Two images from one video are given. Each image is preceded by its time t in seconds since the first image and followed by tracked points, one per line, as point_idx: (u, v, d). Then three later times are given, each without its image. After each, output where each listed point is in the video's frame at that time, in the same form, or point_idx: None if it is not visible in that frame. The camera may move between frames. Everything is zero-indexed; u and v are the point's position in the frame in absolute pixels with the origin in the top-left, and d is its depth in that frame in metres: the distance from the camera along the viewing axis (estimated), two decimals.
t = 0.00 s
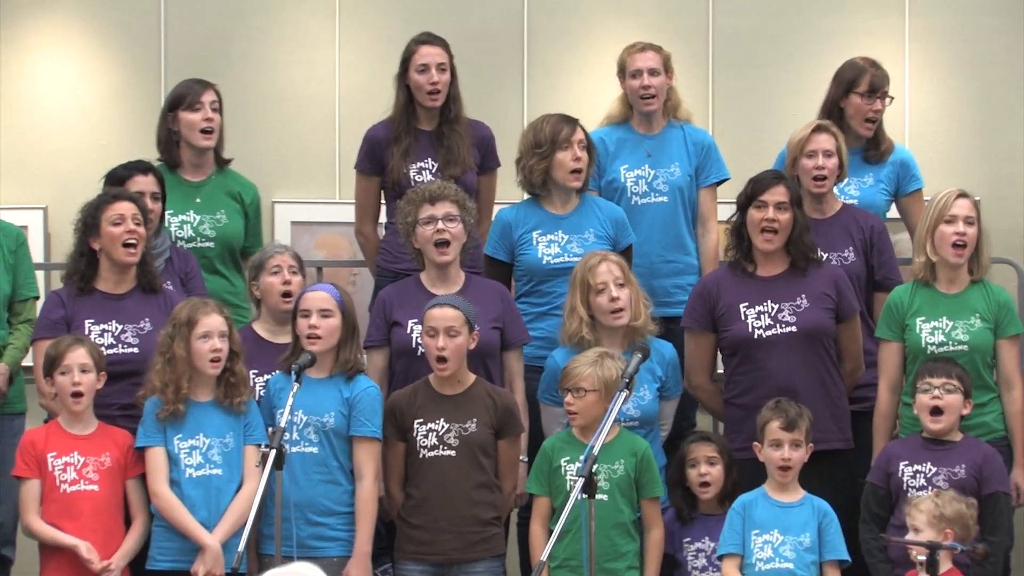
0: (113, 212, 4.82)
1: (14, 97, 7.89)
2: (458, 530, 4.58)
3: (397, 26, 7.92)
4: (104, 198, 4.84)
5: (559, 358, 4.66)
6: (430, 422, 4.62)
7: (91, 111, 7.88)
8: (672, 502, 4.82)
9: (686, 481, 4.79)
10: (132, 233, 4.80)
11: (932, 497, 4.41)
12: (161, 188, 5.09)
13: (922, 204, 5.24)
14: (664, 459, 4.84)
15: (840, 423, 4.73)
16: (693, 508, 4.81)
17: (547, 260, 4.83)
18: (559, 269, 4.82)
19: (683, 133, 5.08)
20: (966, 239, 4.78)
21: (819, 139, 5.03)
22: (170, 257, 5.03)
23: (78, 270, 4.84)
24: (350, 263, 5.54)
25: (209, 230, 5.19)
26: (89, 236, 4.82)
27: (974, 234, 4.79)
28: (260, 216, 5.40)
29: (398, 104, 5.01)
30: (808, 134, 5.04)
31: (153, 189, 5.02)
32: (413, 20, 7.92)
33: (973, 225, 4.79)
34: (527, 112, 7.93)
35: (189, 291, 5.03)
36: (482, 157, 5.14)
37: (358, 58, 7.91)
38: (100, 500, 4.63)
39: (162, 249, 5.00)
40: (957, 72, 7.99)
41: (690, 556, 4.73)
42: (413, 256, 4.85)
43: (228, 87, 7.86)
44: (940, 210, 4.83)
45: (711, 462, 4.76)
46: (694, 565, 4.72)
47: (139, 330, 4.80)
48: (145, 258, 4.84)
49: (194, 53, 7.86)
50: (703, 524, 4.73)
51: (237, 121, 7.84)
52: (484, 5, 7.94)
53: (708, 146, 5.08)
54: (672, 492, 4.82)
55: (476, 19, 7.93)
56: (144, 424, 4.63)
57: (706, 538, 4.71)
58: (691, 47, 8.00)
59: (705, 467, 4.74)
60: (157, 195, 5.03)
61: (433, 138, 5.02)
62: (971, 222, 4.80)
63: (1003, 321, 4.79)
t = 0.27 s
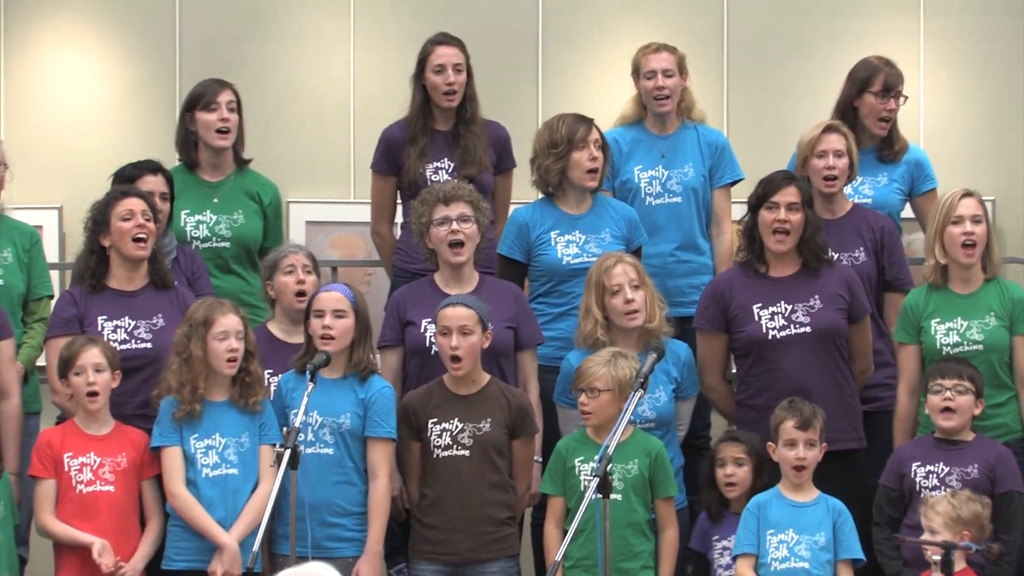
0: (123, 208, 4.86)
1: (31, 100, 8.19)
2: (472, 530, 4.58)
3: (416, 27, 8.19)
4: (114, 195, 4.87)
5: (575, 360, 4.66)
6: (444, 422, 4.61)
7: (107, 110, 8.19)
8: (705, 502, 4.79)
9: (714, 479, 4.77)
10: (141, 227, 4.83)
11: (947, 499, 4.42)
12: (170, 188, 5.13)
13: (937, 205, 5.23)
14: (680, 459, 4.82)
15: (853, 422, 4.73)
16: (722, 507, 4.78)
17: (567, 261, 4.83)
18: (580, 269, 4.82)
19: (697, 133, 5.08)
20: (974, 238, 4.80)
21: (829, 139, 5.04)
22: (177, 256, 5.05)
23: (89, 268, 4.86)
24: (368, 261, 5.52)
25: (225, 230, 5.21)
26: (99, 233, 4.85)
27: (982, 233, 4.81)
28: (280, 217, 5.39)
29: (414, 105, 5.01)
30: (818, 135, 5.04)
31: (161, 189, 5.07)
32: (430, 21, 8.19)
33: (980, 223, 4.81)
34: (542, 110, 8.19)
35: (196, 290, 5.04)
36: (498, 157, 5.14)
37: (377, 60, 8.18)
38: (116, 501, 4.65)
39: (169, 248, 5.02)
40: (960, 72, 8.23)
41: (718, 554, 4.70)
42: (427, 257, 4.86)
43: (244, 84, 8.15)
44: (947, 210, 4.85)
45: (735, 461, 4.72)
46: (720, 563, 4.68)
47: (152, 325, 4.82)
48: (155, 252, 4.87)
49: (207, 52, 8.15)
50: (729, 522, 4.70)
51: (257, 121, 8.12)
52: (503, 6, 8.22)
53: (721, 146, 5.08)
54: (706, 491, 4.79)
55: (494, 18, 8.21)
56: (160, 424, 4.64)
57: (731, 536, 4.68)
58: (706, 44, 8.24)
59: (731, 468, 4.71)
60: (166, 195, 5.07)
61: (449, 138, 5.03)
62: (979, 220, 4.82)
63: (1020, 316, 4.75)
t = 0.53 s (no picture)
0: (137, 206, 4.89)
1: (51, 93, 8.91)
2: (489, 529, 4.56)
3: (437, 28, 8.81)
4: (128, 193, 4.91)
5: (592, 358, 4.67)
6: (461, 421, 4.59)
7: (121, 109, 8.87)
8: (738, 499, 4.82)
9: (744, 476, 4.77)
10: (155, 224, 4.86)
11: (963, 501, 4.42)
12: (178, 186, 5.17)
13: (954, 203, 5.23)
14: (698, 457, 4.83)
15: (866, 421, 4.73)
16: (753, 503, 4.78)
17: (585, 259, 4.83)
18: (599, 267, 4.83)
19: (714, 132, 5.07)
20: (994, 239, 4.77)
21: (845, 138, 5.00)
22: (183, 256, 5.05)
23: (103, 267, 4.88)
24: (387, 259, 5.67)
25: (242, 229, 5.21)
26: (113, 231, 4.88)
27: (1002, 234, 4.78)
28: (299, 216, 5.39)
29: (434, 105, 5.08)
30: (834, 134, 5.01)
31: (172, 187, 5.12)
32: (453, 20, 8.82)
33: (1001, 224, 4.78)
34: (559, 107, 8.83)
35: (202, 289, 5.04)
36: (518, 157, 5.19)
37: (399, 59, 8.83)
38: (133, 501, 4.65)
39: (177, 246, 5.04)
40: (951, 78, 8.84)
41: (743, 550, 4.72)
42: (446, 256, 4.86)
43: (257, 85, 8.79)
44: (967, 209, 4.82)
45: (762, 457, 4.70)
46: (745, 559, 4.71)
47: (166, 323, 4.83)
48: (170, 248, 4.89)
49: (227, 52, 8.80)
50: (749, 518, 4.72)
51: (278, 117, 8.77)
52: (522, 8, 8.86)
53: (738, 145, 5.08)
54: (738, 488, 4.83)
55: (513, 22, 8.85)
56: (177, 424, 4.65)
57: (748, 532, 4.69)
58: (720, 43, 8.86)
59: (759, 464, 4.70)
60: (175, 191, 5.11)
61: (469, 137, 5.10)
62: (999, 221, 4.79)
63: None
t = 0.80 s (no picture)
0: (151, 209, 4.88)
1: (63, 96, 8.90)
2: (504, 530, 4.55)
3: (452, 30, 8.88)
4: (143, 195, 4.91)
5: (607, 358, 4.67)
6: (475, 422, 4.59)
7: (135, 108, 8.90)
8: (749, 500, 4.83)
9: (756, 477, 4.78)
10: (167, 230, 4.84)
11: (976, 508, 4.41)
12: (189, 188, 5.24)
13: (967, 204, 5.25)
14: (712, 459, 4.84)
15: (876, 428, 4.72)
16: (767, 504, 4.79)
17: (595, 260, 4.83)
18: (607, 269, 4.82)
19: (729, 134, 5.07)
20: (1014, 245, 4.77)
21: (858, 140, 5.00)
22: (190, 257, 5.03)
23: (116, 268, 4.88)
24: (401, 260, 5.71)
25: (254, 230, 5.20)
26: (126, 232, 4.88)
27: (1022, 241, 4.78)
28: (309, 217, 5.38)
29: (451, 106, 5.16)
30: (846, 136, 5.01)
31: (181, 188, 5.21)
32: (470, 22, 8.88)
33: (1021, 230, 4.78)
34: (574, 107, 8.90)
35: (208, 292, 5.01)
36: (536, 159, 5.25)
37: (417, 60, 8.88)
38: (145, 501, 4.65)
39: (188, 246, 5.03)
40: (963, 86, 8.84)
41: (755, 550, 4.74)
42: (459, 257, 4.86)
43: (273, 86, 8.82)
44: (989, 212, 4.82)
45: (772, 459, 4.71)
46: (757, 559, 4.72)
47: (178, 326, 4.83)
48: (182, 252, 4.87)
49: (243, 52, 8.84)
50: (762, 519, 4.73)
51: (293, 117, 8.80)
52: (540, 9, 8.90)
53: (752, 146, 5.08)
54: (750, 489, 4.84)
55: (530, 26, 8.89)
56: (191, 426, 4.64)
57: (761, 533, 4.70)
58: (735, 45, 8.90)
59: (772, 466, 4.70)
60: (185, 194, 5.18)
61: (486, 139, 5.15)
62: (1020, 228, 4.79)
63: None
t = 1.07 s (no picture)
0: (163, 214, 4.85)
1: (75, 97, 8.61)
2: (516, 529, 4.54)
3: (467, 29, 8.64)
4: (154, 199, 4.88)
5: (620, 357, 4.67)
6: (488, 421, 4.58)
7: (149, 110, 8.60)
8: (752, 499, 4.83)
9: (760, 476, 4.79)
10: (179, 236, 4.82)
11: (994, 505, 4.41)
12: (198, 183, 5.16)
13: (981, 204, 5.27)
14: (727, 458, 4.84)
15: (888, 428, 4.73)
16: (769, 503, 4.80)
17: (604, 259, 4.84)
18: (616, 267, 4.82)
19: (741, 133, 5.08)
20: None
21: (868, 138, 5.00)
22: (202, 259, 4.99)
23: (128, 269, 4.86)
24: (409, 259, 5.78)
25: (262, 229, 5.18)
26: (138, 236, 4.85)
27: None
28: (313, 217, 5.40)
29: (467, 104, 5.17)
30: (857, 134, 5.01)
31: (190, 185, 5.10)
32: (486, 20, 8.64)
33: None
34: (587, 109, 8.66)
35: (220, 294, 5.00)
36: (551, 157, 5.28)
37: (430, 57, 8.64)
38: (156, 501, 4.63)
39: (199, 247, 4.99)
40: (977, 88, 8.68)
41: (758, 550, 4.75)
42: (470, 257, 4.86)
43: (283, 84, 8.54)
44: (1004, 211, 4.82)
45: (778, 458, 4.72)
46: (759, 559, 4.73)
47: (191, 329, 4.82)
48: (193, 257, 4.85)
49: (253, 52, 8.55)
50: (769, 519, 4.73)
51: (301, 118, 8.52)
52: (556, 7, 8.63)
53: (766, 146, 5.08)
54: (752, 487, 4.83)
55: (547, 21, 8.63)
56: (202, 426, 4.62)
57: (768, 533, 4.71)
58: (748, 46, 8.69)
59: (775, 465, 4.71)
60: (196, 189, 5.10)
61: (502, 138, 5.17)
62: None
63: None
